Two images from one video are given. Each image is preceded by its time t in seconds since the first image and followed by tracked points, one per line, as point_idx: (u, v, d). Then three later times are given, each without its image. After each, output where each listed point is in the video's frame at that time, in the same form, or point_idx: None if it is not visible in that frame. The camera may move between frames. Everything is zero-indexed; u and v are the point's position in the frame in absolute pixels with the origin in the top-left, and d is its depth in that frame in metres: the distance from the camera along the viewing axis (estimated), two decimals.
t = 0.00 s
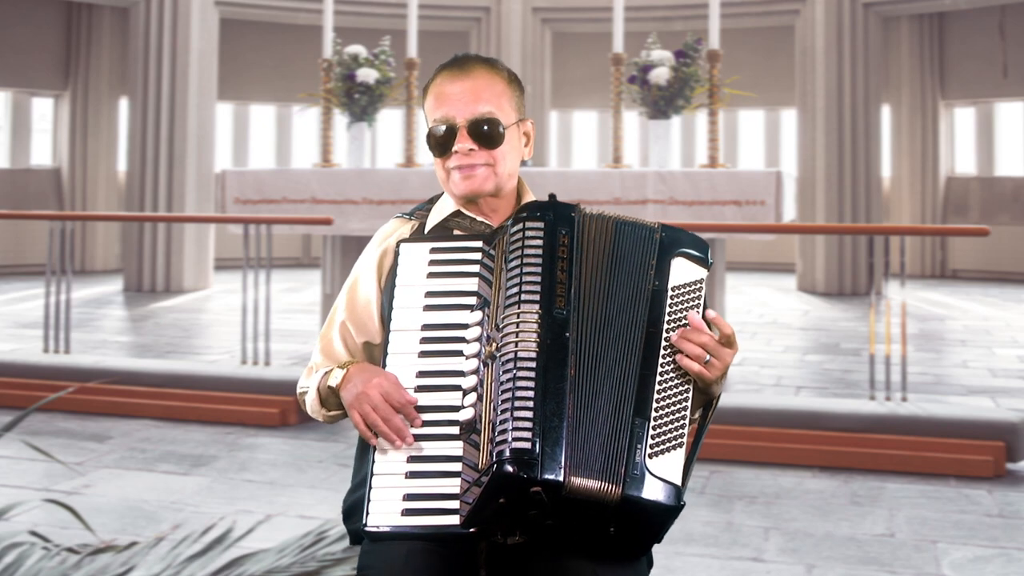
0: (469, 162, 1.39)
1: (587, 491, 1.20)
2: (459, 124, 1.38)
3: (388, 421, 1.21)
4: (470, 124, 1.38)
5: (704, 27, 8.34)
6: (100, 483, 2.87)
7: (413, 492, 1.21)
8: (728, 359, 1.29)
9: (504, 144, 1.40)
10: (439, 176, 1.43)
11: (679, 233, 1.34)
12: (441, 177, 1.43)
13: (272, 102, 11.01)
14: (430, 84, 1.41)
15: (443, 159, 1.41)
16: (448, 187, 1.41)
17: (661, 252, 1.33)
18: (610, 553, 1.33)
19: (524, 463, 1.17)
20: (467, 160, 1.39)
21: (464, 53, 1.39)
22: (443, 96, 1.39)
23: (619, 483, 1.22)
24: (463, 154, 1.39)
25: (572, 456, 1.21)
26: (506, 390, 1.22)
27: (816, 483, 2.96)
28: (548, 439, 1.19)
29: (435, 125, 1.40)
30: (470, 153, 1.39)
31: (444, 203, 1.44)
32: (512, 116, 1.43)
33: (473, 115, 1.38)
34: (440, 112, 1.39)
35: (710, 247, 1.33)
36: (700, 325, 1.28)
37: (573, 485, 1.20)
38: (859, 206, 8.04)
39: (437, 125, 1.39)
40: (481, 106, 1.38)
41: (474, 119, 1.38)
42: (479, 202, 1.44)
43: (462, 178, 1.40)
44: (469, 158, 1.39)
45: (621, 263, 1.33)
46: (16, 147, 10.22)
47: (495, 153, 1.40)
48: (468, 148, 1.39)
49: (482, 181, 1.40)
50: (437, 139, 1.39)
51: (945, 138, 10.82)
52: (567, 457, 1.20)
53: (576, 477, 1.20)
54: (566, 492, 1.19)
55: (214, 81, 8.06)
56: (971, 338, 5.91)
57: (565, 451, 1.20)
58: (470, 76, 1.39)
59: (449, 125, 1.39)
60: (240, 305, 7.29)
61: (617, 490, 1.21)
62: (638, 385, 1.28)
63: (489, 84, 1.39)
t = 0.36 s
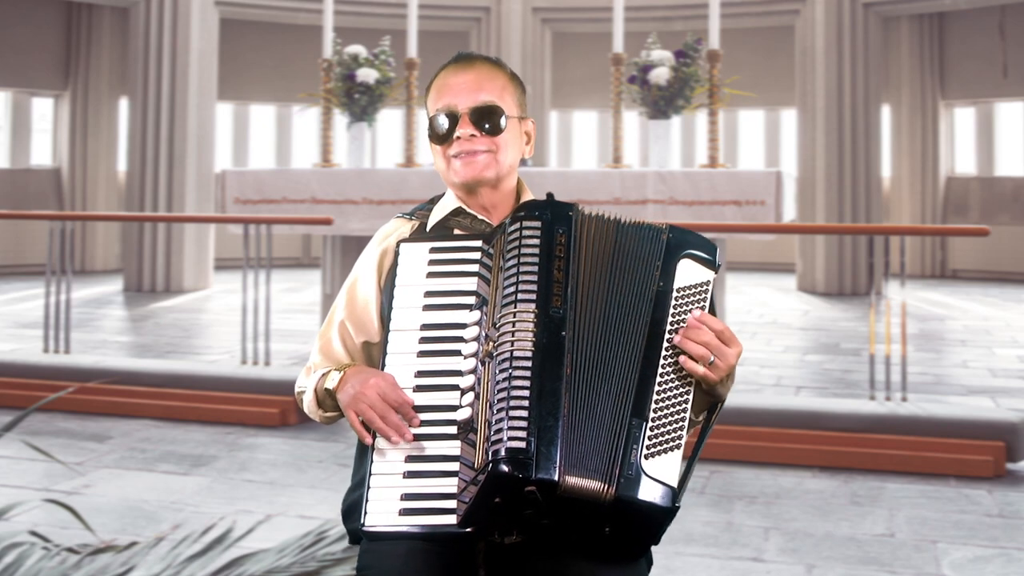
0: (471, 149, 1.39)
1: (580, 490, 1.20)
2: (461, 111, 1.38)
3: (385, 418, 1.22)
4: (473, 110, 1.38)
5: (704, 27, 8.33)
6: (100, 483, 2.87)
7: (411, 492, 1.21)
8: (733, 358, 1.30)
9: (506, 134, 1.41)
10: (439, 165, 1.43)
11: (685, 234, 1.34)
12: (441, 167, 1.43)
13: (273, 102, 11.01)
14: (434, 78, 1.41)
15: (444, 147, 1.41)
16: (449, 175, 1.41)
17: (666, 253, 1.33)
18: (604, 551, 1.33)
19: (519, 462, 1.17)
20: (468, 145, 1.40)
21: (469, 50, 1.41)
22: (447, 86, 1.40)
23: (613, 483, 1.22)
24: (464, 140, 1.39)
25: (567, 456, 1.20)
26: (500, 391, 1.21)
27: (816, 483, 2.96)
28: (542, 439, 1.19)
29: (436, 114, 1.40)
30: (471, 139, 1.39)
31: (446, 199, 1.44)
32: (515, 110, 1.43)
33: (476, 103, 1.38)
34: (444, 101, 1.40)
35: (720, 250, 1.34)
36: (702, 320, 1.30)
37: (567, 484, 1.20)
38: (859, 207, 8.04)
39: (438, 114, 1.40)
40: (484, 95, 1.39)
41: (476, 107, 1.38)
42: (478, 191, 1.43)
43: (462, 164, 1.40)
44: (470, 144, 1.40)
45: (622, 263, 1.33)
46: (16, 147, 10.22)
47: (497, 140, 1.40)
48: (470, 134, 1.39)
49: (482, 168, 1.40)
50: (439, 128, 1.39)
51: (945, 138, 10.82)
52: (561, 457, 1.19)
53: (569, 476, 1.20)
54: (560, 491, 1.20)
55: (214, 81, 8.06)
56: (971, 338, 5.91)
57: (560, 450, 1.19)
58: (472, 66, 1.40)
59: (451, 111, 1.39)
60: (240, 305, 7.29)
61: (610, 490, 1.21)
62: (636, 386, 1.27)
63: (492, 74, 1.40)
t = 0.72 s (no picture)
0: (476, 149, 1.39)
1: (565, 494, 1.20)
2: (469, 111, 1.39)
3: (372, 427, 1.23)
4: (480, 111, 1.38)
5: (704, 27, 8.33)
6: (100, 483, 2.87)
7: (402, 492, 1.21)
8: (721, 349, 1.26)
9: (514, 136, 1.40)
10: (444, 164, 1.43)
11: (681, 227, 1.32)
12: (447, 166, 1.43)
13: (272, 102, 11.00)
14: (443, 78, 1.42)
15: (449, 146, 1.41)
16: (454, 174, 1.41)
17: (660, 248, 1.32)
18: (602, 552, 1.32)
19: (503, 468, 1.17)
20: (475, 146, 1.39)
21: (479, 51, 1.41)
22: (456, 86, 1.40)
23: (599, 487, 1.20)
24: (471, 140, 1.39)
25: (554, 460, 1.20)
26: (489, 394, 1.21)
27: (816, 483, 2.96)
28: (529, 444, 1.19)
29: (443, 113, 1.40)
30: (478, 140, 1.39)
31: (449, 199, 1.44)
32: (523, 113, 1.43)
33: (484, 104, 1.39)
34: (452, 101, 1.40)
35: (722, 241, 1.32)
36: (692, 314, 1.27)
37: (549, 490, 1.19)
38: (859, 207, 8.04)
39: (446, 112, 1.40)
40: (493, 96, 1.39)
41: (485, 107, 1.38)
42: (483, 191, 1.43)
43: (468, 164, 1.40)
44: (477, 144, 1.39)
45: (618, 261, 1.33)
46: (16, 147, 10.22)
47: (505, 142, 1.40)
48: (477, 135, 1.39)
49: (486, 168, 1.40)
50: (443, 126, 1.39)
51: (945, 138, 10.82)
52: (547, 462, 1.20)
53: (555, 481, 1.19)
54: (543, 498, 1.19)
55: (214, 81, 8.07)
56: (971, 338, 5.90)
57: (546, 455, 1.20)
58: (482, 67, 1.40)
59: (459, 112, 1.39)
60: (240, 305, 7.29)
61: (595, 494, 1.20)
62: (629, 386, 1.26)
63: (502, 77, 1.40)
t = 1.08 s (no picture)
0: (487, 150, 1.39)
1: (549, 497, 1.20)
2: (481, 111, 1.38)
3: (371, 428, 1.22)
4: (493, 113, 1.38)
5: (704, 27, 8.33)
6: (100, 483, 2.87)
7: (393, 493, 1.21)
8: (709, 352, 1.24)
9: (525, 139, 1.40)
10: (453, 164, 1.42)
11: (678, 226, 1.30)
12: (455, 165, 1.43)
13: (272, 102, 11.00)
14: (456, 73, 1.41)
15: (459, 145, 1.40)
16: (462, 173, 1.41)
17: (655, 245, 1.30)
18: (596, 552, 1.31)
19: (490, 474, 1.18)
20: (485, 147, 1.39)
21: (495, 50, 1.41)
22: (470, 84, 1.39)
23: (584, 490, 1.20)
24: (482, 141, 1.39)
25: (538, 464, 1.21)
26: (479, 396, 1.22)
27: (816, 483, 2.96)
28: (515, 450, 1.20)
29: (455, 111, 1.39)
30: (489, 141, 1.39)
31: (455, 199, 1.44)
32: (535, 116, 1.43)
33: (497, 106, 1.38)
34: (465, 99, 1.39)
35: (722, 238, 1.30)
36: (682, 318, 1.24)
37: (534, 497, 1.20)
38: (859, 207, 8.03)
39: (458, 111, 1.39)
40: (505, 98, 1.38)
41: (498, 109, 1.38)
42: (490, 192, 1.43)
43: (477, 164, 1.40)
44: (487, 145, 1.39)
45: (614, 261, 1.32)
46: (16, 147, 10.21)
47: (515, 146, 1.40)
48: (488, 137, 1.38)
49: (496, 170, 1.39)
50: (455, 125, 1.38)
51: (945, 138, 10.82)
52: (533, 468, 1.20)
53: (541, 487, 1.20)
54: (527, 503, 1.20)
55: (214, 81, 8.07)
56: (971, 338, 5.90)
57: (534, 460, 1.21)
58: (496, 68, 1.39)
59: (471, 111, 1.38)
60: (240, 305, 7.29)
61: (581, 499, 1.20)
62: (617, 388, 1.25)
63: (516, 79, 1.40)
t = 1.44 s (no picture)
0: (497, 148, 1.39)
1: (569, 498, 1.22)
2: (491, 108, 1.38)
3: (379, 425, 1.21)
4: (503, 110, 1.37)
5: (704, 27, 8.33)
6: (100, 483, 2.87)
7: (401, 493, 1.21)
8: (743, 365, 1.25)
9: (534, 137, 1.41)
10: (461, 162, 1.42)
11: (711, 238, 1.30)
12: (462, 164, 1.42)
13: (272, 102, 11.00)
14: (463, 71, 1.41)
15: (468, 143, 1.40)
16: (471, 172, 1.41)
17: (688, 257, 1.30)
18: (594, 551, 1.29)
19: (501, 471, 1.17)
20: (495, 145, 1.39)
21: (501, 49, 1.41)
22: (478, 82, 1.39)
23: (608, 494, 1.22)
24: (491, 138, 1.38)
25: (553, 464, 1.22)
26: (488, 395, 1.21)
27: (816, 482, 2.96)
28: (525, 448, 1.19)
29: (464, 109, 1.39)
30: (498, 138, 1.38)
31: (459, 197, 1.44)
32: (542, 114, 1.43)
33: (506, 103, 1.38)
34: (475, 96, 1.39)
35: (750, 251, 1.31)
36: (713, 330, 1.26)
37: (544, 494, 1.21)
38: (859, 207, 8.03)
39: (467, 108, 1.38)
40: (514, 95, 1.38)
41: (508, 106, 1.38)
42: (497, 190, 1.43)
43: (486, 162, 1.40)
44: (497, 143, 1.39)
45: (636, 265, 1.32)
46: (16, 147, 10.22)
47: (524, 143, 1.40)
48: (498, 134, 1.38)
49: (505, 168, 1.39)
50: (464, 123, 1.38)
51: (945, 138, 10.82)
52: (544, 467, 1.21)
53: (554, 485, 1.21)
54: (538, 501, 1.20)
55: (214, 81, 8.07)
56: (971, 338, 5.90)
57: (543, 458, 1.20)
58: (505, 65, 1.39)
59: (480, 108, 1.38)
60: (240, 305, 7.30)
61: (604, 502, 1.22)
62: (639, 394, 1.27)
63: (525, 78, 1.40)
